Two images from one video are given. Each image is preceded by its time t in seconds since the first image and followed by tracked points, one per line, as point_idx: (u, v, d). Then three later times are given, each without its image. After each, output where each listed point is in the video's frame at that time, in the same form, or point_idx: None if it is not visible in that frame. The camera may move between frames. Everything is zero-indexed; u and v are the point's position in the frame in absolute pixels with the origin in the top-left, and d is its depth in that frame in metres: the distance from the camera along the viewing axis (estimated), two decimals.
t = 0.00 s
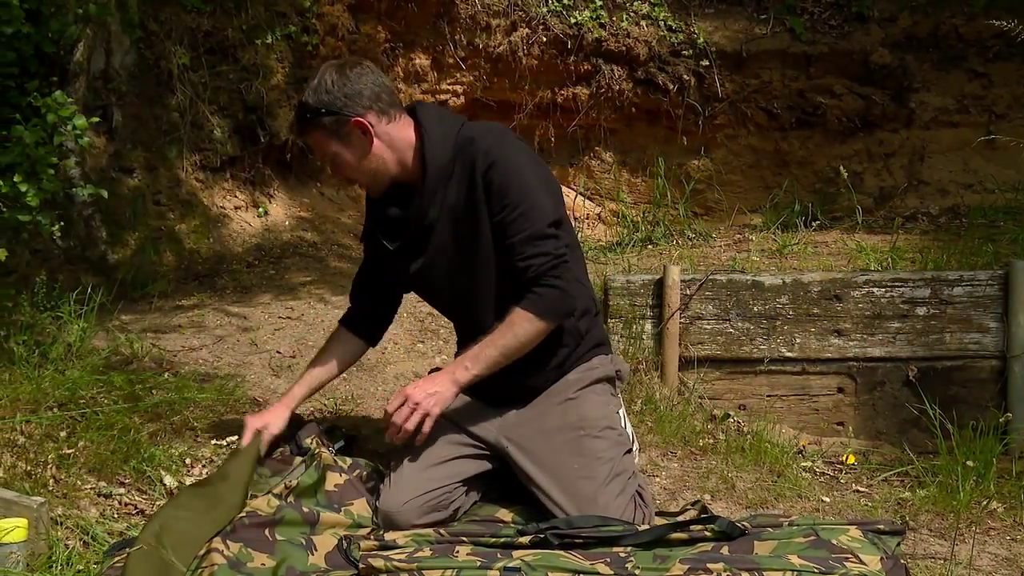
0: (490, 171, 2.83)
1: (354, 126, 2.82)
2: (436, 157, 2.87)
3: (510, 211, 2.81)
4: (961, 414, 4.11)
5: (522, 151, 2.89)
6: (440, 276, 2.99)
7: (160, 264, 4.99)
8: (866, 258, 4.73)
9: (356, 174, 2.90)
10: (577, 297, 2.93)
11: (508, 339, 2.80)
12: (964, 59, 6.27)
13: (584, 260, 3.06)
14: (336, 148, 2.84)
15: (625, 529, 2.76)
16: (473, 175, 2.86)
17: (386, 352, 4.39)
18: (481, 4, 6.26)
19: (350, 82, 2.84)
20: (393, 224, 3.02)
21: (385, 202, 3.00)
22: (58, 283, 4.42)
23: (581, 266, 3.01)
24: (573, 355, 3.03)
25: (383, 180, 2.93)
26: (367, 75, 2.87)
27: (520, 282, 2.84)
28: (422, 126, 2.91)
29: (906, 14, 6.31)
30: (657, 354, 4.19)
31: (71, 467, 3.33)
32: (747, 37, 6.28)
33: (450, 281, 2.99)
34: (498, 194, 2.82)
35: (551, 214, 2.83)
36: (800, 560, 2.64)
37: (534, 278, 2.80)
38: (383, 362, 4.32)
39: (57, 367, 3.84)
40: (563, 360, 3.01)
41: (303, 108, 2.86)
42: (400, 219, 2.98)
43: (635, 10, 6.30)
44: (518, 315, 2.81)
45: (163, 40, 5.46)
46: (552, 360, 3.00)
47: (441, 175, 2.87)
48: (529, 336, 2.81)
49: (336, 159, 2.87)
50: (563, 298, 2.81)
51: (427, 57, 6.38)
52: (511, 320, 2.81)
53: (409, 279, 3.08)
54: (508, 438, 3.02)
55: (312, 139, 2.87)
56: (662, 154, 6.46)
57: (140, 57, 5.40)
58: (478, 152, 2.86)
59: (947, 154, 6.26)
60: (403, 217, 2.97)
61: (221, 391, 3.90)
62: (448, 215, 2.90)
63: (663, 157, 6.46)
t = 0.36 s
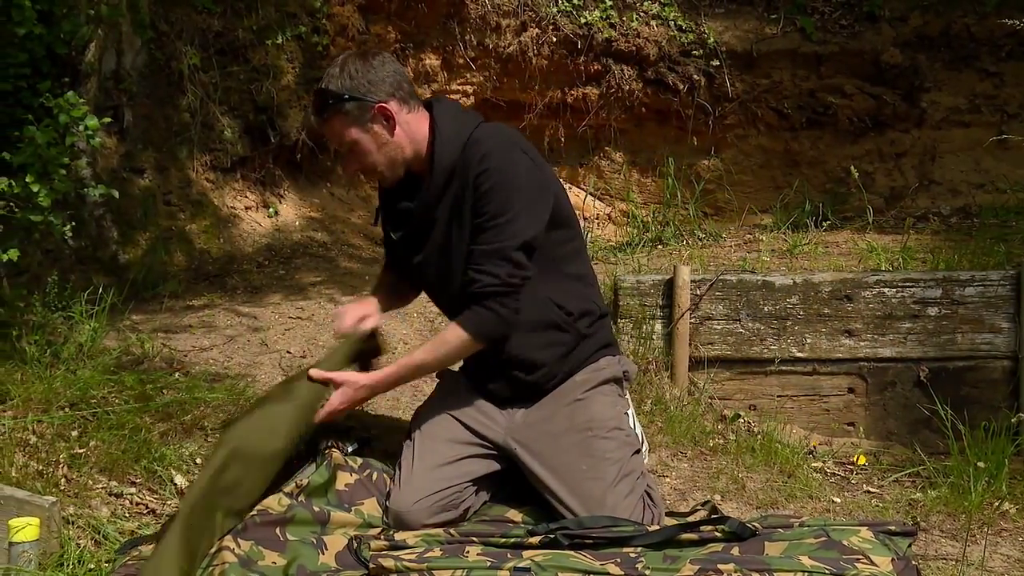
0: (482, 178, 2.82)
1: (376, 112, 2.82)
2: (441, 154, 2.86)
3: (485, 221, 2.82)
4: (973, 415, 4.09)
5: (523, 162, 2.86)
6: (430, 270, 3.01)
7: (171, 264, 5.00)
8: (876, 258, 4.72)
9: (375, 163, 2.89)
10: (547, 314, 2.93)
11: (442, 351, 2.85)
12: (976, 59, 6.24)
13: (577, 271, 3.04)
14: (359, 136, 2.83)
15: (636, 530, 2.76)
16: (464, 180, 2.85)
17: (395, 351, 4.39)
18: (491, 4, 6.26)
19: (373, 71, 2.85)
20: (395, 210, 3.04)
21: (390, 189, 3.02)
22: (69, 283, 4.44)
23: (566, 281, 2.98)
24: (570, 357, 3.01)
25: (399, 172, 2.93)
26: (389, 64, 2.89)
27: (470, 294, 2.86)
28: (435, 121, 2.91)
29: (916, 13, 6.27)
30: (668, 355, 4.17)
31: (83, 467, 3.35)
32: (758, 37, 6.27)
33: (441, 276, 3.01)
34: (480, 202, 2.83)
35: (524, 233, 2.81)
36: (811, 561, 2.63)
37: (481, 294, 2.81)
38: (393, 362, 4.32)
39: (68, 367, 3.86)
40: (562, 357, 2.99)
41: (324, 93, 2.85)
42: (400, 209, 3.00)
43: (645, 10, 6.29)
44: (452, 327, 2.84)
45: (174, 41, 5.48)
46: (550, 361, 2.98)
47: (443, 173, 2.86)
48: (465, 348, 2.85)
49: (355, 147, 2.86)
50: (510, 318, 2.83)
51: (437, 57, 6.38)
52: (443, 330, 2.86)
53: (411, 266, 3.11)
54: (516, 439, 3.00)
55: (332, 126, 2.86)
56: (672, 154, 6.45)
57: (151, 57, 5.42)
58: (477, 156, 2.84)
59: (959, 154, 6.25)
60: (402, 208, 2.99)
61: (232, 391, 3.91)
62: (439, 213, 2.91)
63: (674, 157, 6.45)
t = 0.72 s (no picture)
0: (489, 182, 2.82)
1: (382, 119, 2.80)
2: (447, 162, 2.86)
3: (497, 224, 2.83)
4: (984, 415, 4.08)
5: (528, 163, 2.86)
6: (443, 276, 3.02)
7: (181, 264, 5.01)
8: (887, 258, 4.72)
9: (381, 168, 2.87)
10: (562, 315, 2.94)
11: (481, 357, 2.80)
12: (987, 58, 6.22)
13: (587, 270, 3.03)
14: (364, 141, 2.81)
15: (645, 531, 2.75)
16: (473, 183, 2.85)
17: (405, 352, 4.39)
18: (500, 4, 6.27)
19: (376, 75, 2.84)
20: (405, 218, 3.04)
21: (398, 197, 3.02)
22: (80, 283, 4.45)
23: (578, 279, 2.99)
24: (578, 358, 3.01)
25: (404, 176, 2.91)
26: (391, 70, 2.87)
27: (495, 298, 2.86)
28: (438, 125, 2.90)
29: (927, 13, 6.27)
30: (678, 355, 4.16)
31: (94, 466, 3.35)
32: (767, 37, 6.27)
33: (457, 280, 3.01)
34: (491, 205, 2.84)
35: (537, 234, 2.82)
36: (821, 562, 2.62)
37: (510, 297, 2.82)
38: (402, 363, 4.32)
39: (79, 367, 3.87)
40: (570, 356, 2.99)
41: (326, 100, 2.83)
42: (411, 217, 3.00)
43: (655, 10, 6.31)
44: (491, 333, 2.81)
45: (184, 41, 5.49)
46: (560, 361, 2.98)
47: (450, 179, 2.88)
48: (495, 355, 2.81)
49: (361, 154, 2.84)
50: (539, 319, 2.84)
51: (446, 58, 6.38)
52: (483, 338, 2.81)
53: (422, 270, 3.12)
54: (525, 439, 3.00)
55: (337, 133, 2.83)
56: (682, 154, 6.45)
57: (161, 58, 5.43)
58: (482, 160, 2.84)
59: (969, 154, 6.23)
60: (413, 214, 2.99)
61: (242, 391, 3.91)
62: (450, 219, 2.92)
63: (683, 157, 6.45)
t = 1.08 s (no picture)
0: (510, 179, 2.85)
1: (409, 112, 2.81)
2: (468, 157, 2.87)
3: (515, 222, 2.86)
4: (992, 415, 4.07)
5: (548, 163, 2.90)
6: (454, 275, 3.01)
7: (188, 264, 5.01)
8: (894, 258, 4.71)
9: (402, 162, 2.85)
10: (573, 314, 2.96)
11: (480, 355, 2.90)
12: (995, 58, 6.22)
13: (598, 269, 3.05)
14: (389, 134, 2.80)
15: (652, 530, 2.75)
16: (491, 182, 2.88)
17: (411, 352, 4.39)
18: (507, 4, 6.26)
19: (402, 70, 2.84)
20: (417, 217, 3.03)
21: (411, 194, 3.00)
22: (87, 283, 4.46)
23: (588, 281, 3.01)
24: (585, 357, 3.01)
25: (422, 172, 2.90)
26: (417, 64, 2.89)
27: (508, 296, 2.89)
28: (458, 124, 2.91)
29: (935, 12, 6.25)
30: (684, 355, 4.16)
31: (101, 466, 3.36)
32: (774, 37, 6.26)
33: (467, 279, 3.01)
34: (510, 203, 2.86)
35: (555, 233, 2.86)
36: (828, 563, 2.62)
37: (524, 296, 2.85)
38: (409, 362, 4.32)
39: (86, 367, 3.87)
40: (579, 355, 3.00)
41: (355, 90, 2.81)
42: (425, 215, 2.99)
43: (662, 10, 6.29)
44: (489, 332, 2.89)
45: (191, 41, 5.48)
46: (567, 360, 2.99)
47: (469, 175, 2.88)
48: (491, 354, 2.89)
49: (382, 147, 2.83)
50: (543, 320, 2.88)
51: (453, 57, 6.37)
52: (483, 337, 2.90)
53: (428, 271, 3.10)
54: (532, 438, 3.00)
55: (360, 126, 2.81)
56: (688, 154, 6.44)
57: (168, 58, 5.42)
58: (502, 159, 2.86)
59: (977, 153, 6.20)
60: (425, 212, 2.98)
61: (249, 391, 3.91)
62: (465, 216, 2.92)
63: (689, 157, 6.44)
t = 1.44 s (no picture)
0: (527, 184, 2.81)
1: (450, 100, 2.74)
2: (489, 155, 2.81)
3: (526, 227, 2.84)
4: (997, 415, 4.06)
5: (566, 170, 2.86)
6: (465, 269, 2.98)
7: (192, 264, 5.02)
8: (899, 258, 4.70)
9: (429, 152, 2.77)
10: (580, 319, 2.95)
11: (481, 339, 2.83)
12: (1001, 58, 6.21)
13: (605, 274, 3.04)
14: (424, 123, 2.72)
15: (656, 530, 2.74)
16: (505, 186, 2.83)
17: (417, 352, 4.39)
18: (512, 4, 6.27)
19: (443, 55, 2.76)
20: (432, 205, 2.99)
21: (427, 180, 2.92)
22: (92, 284, 4.47)
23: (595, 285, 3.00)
24: (588, 359, 2.99)
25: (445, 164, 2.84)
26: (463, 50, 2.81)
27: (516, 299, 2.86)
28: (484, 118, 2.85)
29: (940, 12, 6.27)
30: (689, 355, 4.15)
31: (106, 465, 3.39)
32: (779, 37, 6.26)
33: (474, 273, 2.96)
34: (527, 206, 2.83)
35: (568, 242, 2.83)
36: (833, 564, 2.61)
37: (533, 300, 2.83)
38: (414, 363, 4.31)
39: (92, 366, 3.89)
40: (581, 357, 2.98)
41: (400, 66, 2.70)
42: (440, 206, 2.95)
43: (667, 10, 6.31)
44: (494, 318, 2.84)
45: (196, 42, 5.52)
46: (569, 362, 2.97)
47: (485, 176, 2.82)
48: (492, 344, 2.83)
49: (413, 135, 2.74)
50: (550, 324, 2.87)
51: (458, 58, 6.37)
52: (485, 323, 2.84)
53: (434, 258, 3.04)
54: (535, 439, 2.99)
55: (393, 108, 2.71)
56: (693, 154, 6.42)
57: (173, 58, 5.45)
58: (519, 164, 2.81)
59: (984, 153, 6.18)
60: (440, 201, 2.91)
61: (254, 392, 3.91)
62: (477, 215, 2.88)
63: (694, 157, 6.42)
